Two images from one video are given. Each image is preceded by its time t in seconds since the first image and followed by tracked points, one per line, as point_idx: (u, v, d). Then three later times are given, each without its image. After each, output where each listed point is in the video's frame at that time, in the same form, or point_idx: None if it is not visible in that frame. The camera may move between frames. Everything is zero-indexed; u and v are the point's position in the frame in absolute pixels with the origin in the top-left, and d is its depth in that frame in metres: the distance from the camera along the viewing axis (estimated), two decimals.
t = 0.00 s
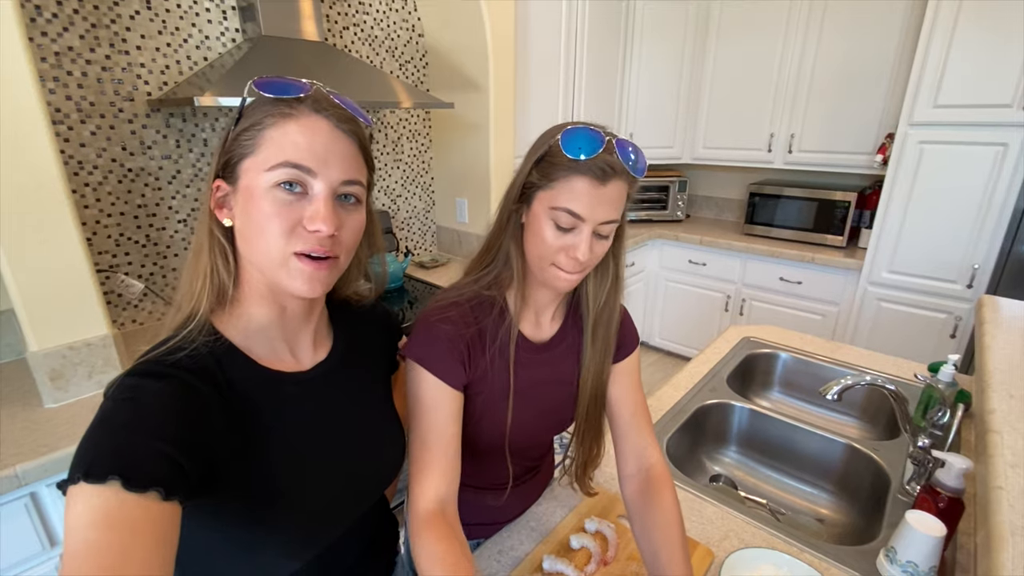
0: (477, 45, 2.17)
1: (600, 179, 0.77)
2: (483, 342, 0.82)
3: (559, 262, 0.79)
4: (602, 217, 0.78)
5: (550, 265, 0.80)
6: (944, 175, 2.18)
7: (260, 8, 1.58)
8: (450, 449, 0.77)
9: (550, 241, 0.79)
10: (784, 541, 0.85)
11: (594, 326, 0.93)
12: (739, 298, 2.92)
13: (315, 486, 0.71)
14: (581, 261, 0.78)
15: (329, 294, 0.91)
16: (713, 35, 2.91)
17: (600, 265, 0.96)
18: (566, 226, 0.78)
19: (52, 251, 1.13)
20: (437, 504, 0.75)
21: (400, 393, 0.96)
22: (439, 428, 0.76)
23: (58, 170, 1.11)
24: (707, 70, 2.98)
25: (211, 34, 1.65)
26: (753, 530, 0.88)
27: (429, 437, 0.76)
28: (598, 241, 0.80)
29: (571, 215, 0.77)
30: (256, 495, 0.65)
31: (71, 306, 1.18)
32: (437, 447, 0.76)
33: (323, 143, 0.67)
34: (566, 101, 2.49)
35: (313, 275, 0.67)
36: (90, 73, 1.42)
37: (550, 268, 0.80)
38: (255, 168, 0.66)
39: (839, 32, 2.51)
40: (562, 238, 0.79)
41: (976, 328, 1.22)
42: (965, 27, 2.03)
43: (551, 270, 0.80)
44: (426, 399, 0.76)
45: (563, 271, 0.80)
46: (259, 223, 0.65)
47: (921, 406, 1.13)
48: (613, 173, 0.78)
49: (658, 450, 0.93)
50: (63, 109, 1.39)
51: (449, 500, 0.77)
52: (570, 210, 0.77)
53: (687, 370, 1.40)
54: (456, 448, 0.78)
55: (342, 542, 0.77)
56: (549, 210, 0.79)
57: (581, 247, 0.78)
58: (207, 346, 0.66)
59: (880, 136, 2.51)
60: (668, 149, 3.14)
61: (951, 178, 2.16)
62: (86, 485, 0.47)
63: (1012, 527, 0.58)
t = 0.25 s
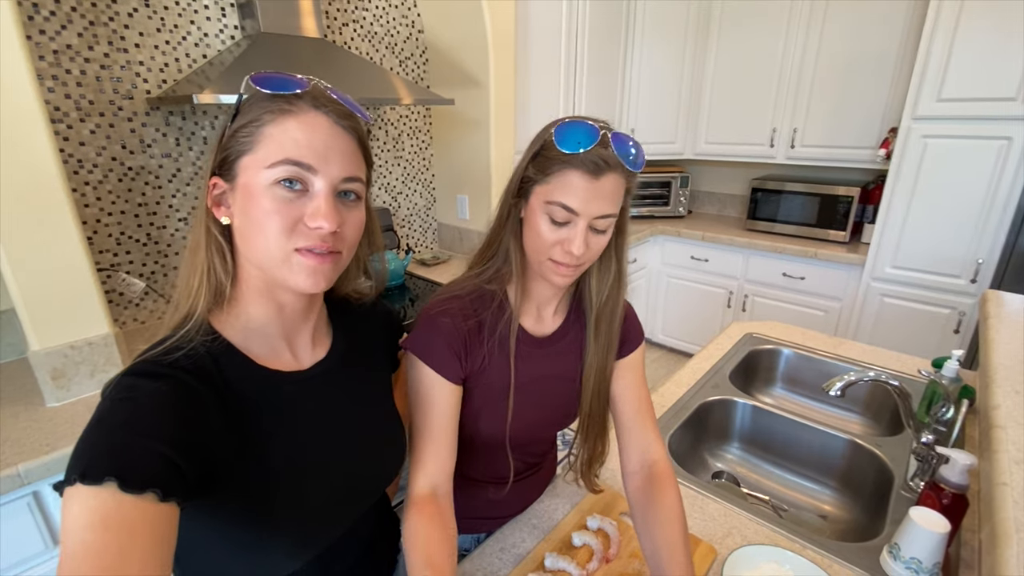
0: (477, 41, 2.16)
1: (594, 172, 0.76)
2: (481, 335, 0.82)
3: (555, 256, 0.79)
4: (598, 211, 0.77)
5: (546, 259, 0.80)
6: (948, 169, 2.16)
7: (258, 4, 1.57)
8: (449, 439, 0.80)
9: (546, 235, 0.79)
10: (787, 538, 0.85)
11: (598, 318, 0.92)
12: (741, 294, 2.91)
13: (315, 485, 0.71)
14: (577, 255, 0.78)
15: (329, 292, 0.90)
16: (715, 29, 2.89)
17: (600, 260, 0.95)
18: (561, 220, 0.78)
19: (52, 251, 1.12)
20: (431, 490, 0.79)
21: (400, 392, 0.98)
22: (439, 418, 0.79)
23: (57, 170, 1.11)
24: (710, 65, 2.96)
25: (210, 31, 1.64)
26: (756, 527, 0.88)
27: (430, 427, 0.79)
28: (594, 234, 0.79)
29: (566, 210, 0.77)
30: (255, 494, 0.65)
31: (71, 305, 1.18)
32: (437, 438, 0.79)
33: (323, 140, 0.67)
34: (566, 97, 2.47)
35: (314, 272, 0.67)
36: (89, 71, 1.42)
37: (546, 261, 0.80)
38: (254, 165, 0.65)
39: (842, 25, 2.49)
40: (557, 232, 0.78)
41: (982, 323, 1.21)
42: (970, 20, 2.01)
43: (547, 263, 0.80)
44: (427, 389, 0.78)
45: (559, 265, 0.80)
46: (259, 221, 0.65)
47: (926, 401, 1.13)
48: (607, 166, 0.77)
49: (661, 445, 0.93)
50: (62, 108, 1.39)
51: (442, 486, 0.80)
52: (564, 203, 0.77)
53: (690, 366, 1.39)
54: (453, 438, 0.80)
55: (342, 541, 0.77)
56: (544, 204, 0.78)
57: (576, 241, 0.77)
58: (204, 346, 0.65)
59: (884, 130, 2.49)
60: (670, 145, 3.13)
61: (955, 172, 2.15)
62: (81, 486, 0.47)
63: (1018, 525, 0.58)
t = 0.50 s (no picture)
0: (477, 38, 2.15)
1: (587, 164, 0.76)
2: (479, 330, 0.82)
3: (550, 248, 0.79)
4: (592, 202, 0.77)
5: (541, 251, 0.79)
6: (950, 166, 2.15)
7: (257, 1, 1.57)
8: (445, 436, 0.80)
9: (541, 227, 0.78)
10: (787, 534, 0.85)
11: (596, 315, 0.92)
12: (742, 291, 2.90)
13: (313, 482, 0.70)
14: (571, 247, 0.77)
15: (327, 288, 0.90)
16: (716, 26, 2.88)
17: (598, 254, 0.95)
18: (555, 212, 0.78)
19: (51, 249, 1.12)
20: (428, 487, 0.79)
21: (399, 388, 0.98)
22: (438, 415, 0.79)
23: (56, 167, 1.10)
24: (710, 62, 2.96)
25: (210, 28, 1.64)
26: (756, 523, 0.87)
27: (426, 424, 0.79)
28: (589, 226, 0.79)
29: (560, 201, 0.77)
30: (252, 491, 0.65)
31: (71, 304, 1.18)
32: (435, 436, 0.79)
33: (323, 135, 0.66)
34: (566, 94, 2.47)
35: (314, 268, 0.67)
36: (88, 68, 1.41)
37: (541, 252, 0.80)
38: (253, 159, 0.65)
39: (843, 22, 2.48)
40: (552, 224, 0.78)
41: (983, 319, 1.21)
42: (971, 16, 2.00)
43: (542, 255, 0.80)
44: (424, 385, 0.78)
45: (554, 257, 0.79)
46: (258, 215, 0.64)
47: (928, 397, 1.12)
48: (600, 157, 0.77)
49: (659, 441, 0.93)
50: (61, 105, 1.38)
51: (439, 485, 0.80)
52: (558, 195, 0.76)
53: (690, 363, 1.39)
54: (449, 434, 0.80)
55: (341, 537, 0.77)
56: (539, 196, 0.78)
57: (570, 232, 0.77)
58: (201, 341, 0.65)
59: (885, 126, 2.48)
60: (671, 142, 3.12)
61: (956, 168, 2.14)
62: (76, 482, 0.47)
63: (1019, 519, 0.57)
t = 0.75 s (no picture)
0: (477, 38, 2.15)
1: (581, 166, 0.76)
2: (478, 334, 0.82)
3: (546, 250, 0.79)
4: (587, 204, 0.77)
5: (538, 253, 0.80)
6: (949, 166, 2.15)
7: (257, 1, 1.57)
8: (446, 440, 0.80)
9: (536, 229, 0.79)
10: (787, 534, 0.85)
11: (594, 316, 0.92)
12: (741, 292, 2.91)
13: (313, 483, 0.70)
14: (567, 249, 0.77)
15: (326, 289, 0.90)
16: (716, 26, 2.88)
17: (596, 254, 0.95)
18: (550, 214, 0.78)
19: (51, 249, 1.12)
20: (432, 495, 0.79)
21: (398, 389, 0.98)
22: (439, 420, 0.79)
23: (56, 167, 1.10)
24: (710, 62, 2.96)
25: (210, 28, 1.64)
26: (755, 523, 0.88)
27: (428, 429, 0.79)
28: (585, 228, 0.79)
29: (554, 203, 0.77)
30: (253, 492, 0.64)
31: (71, 304, 1.17)
32: (436, 440, 0.79)
33: (319, 134, 0.66)
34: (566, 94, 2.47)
35: (312, 268, 0.67)
36: (88, 68, 1.41)
37: (537, 254, 0.80)
38: (250, 159, 0.65)
39: (843, 23, 2.48)
40: (547, 226, 0.78)
41: (982, 320, 1.21)
42: (971, 17, 2.00)
43: (538, 256, 0.80)
44: (423, 388, 0.78)
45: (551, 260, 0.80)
46: (255, 216, 0.64)
47: (927, 398, 1.12)
48: (594, 158, 0.77)
49: (658, 442, 0.93)
50: (61, 105, 1.38)
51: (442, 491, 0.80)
52: (552, 197, 0.77)
53: (690, 364, 1.39)
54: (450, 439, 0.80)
55: (341, 538, 0.77)
56: (533, 198, 0.78)
57: (565, 234, 0.77)
58: (201, 343, 0.65)
59: (885, 127, 2.48)
60: (670, 142, 3.12)
61: (956, 169, 2.14)
62: (78, 483, 0.47)
63: (1019, 521, 0.57)
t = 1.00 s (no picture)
0: (477, 38, 2.15)
1: (577, 170, 0.76)
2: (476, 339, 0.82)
3: (543, 254, 0.79)
4: (585, 208, 0.77)
5: (535, 257, 0.80)
6: (948, 169, 2.16)
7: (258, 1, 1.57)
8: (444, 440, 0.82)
9: (533, 234, 0.79)
10: (787, 537, 0.85)
11: (593, 319, 0.92)
12: (741, 293, 2.91)
13: (314, 487, 0.70)
14: (563, 253, 0.78)
15: (326, 291, 0.90)
16: (716, 28, 2.88)
17: (595, 257, 0.95)
18: (546, 218, 0.78)
19: (50, 249, 1.12)
20: (429, 491, 0.81)
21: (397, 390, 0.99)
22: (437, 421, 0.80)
23: (56, 167, 1.10)
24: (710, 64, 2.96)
25: (210, 28, 1.63)
26: (755, 526, 0.88)
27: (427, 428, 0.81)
28: (582, 231, 0.79)
29: (551, 208, 0.77)
30: (254, 496, 0.64)
31: (70, 304, 1.17)
32: (435, 441, 0.81)
33: (318, 136, 0.66)
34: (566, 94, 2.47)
35: (312, 271, 0.67)
36: (88, 68, 1.41)
37: (535, 258, 0.80)
38: (248, 163, 0.65)
39: (843, 24, 2.49)
40: (544, 230, 0.78)
41: (982, 322, 1.21)
42: (971, 19, 2.01)
43: (536, 260, 0.80)
44: (423, 391, 0.79)
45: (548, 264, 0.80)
46: (254, 219, 0.64)
47: (926, 401, 1.13)
48: (590, 162, 0.77)
49: (658, 444, 0.93)
50: (61, 105, 1.38)
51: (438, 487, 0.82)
52: (546, 202, 0.77)
53: (690, 366, 1.39)
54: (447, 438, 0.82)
55: (342, 541, 0.77)
56: (530, 203, 0.78)
57: (562, 238, 0.77)
58: (202, 346, 0.65)
59: (884, 128, 2.48)
60: (670, 143, 3.13)
61: (954, 171, 2.15)
62: (79, 488, 0.47)
63: (1019, 525, 0.58)
